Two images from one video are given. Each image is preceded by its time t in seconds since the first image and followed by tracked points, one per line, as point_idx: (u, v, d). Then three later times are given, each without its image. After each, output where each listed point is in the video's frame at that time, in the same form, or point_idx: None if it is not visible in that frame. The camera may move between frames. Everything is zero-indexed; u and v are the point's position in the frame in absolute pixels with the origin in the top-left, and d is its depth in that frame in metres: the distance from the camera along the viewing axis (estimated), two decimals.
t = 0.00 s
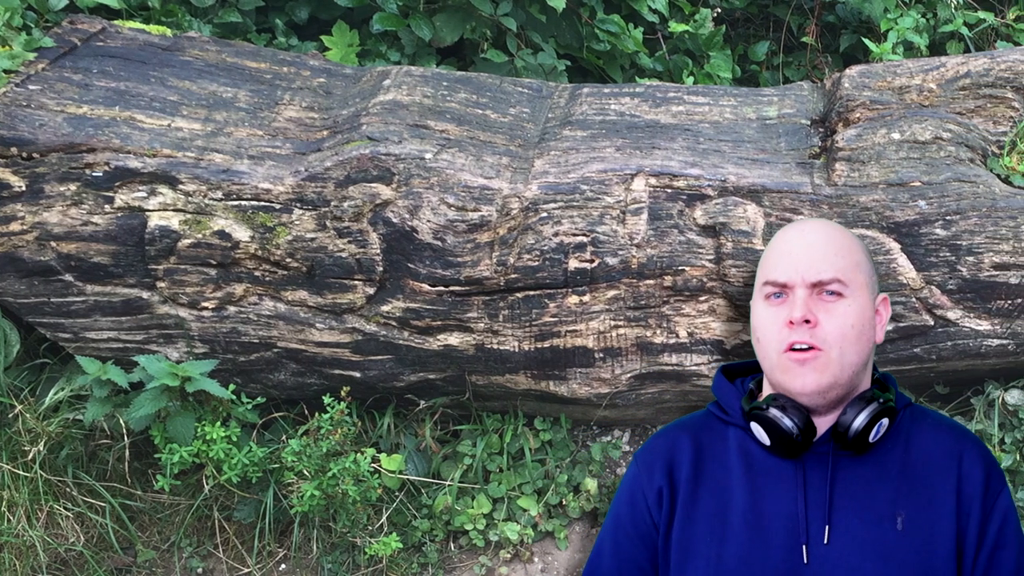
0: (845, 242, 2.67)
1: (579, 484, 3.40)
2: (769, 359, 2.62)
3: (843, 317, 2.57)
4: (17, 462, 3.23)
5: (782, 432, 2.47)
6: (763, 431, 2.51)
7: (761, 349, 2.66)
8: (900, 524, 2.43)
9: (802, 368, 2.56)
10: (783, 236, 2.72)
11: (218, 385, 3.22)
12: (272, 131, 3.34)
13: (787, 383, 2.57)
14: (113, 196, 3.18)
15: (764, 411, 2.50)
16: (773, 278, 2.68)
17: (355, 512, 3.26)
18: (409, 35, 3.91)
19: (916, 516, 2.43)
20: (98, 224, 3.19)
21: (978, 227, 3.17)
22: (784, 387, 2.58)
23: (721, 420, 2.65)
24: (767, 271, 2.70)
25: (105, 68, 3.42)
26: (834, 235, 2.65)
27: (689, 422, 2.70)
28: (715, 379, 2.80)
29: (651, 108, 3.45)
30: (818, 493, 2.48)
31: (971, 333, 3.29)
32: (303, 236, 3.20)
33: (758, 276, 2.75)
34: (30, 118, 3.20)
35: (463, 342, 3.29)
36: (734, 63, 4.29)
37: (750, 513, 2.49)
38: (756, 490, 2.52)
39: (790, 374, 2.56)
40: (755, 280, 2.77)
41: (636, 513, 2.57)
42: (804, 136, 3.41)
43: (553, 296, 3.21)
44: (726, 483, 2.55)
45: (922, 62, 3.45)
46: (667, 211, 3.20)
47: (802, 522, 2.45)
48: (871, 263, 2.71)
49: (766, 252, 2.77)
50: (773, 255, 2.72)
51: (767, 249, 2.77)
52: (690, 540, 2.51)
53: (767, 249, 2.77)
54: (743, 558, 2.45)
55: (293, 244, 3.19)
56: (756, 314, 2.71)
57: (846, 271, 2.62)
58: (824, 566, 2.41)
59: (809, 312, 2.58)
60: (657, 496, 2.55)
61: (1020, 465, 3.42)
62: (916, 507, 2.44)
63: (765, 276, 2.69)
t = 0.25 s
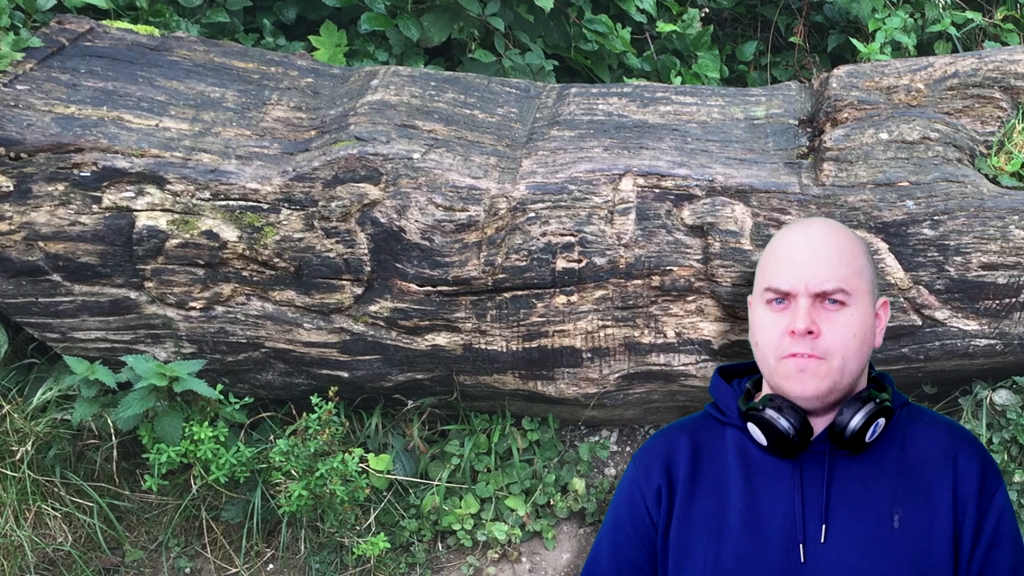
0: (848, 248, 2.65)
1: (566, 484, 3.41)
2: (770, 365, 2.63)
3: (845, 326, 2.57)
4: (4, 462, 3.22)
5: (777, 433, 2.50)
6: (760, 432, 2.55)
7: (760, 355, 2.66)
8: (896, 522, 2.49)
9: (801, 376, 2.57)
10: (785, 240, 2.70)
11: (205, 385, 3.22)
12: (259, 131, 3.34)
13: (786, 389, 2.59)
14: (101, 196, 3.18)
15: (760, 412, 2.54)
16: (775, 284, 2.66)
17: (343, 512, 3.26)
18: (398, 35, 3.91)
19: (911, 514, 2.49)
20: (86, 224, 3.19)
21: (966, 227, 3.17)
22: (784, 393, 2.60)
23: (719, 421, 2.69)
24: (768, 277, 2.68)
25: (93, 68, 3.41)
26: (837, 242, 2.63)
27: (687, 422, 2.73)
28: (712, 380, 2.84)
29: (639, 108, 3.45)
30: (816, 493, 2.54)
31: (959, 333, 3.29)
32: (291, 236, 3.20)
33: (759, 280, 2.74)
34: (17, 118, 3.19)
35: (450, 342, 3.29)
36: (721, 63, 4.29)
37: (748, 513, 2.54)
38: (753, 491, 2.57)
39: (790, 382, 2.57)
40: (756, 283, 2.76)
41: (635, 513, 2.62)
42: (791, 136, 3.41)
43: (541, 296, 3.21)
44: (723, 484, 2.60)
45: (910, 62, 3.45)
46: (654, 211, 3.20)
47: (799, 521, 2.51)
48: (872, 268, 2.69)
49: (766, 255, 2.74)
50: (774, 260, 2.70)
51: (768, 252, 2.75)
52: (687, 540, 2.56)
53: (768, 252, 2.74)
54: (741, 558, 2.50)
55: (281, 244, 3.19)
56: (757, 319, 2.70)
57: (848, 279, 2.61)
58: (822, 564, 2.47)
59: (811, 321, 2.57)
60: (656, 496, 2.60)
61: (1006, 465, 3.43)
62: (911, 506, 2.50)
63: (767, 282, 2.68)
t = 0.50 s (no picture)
0: (849, 253, 2.56)
1: (553, 484, 3.42)
2: (769, 375, 2.55)
3: (846, 335, 2.50)
4: None
5: (775, 436, 2.46)
6: (757, 434, 2.50)
7: (759, 364, 2.59)
8: (895, 522, 2.44)
9: (802, 388, 2.50)
10: (784, 246, 2.60)
11: (193, 385, 3.22)
12: (246, 131, 3.34)
13: (786, 400, 2.52)
14: (88, 196, 3.18)
15: (758, 416, 2.49)
16: (774, 292, 2.57)
17: (330, 512, 3.26)
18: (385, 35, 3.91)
19: (910, 514, 2.45)
20: (73, 224, 3.19)
21: (953, 227, 3.17)
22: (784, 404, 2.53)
23: (716, 422, 2.64)
24: (768, 284, 2.59)
25: (80, 68, 3.41)
26: (838, 249, 2.55)
27: (684, 422, 2.68)
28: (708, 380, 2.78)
29: (626, 108, 3.45)
30: (814, 493, 2.49)
31: (946, 332, 3.28)
32: (278, 236, 3.20)
33: (757, 285, 2.64)
34: (4, 119, 3.19)
35: (437, 342, 3.29)
36: (708, 63, 4.29)
37: (746, 514, 2.49)
38: (750, 491, 2.52)
39: (791, 394, 2.50)
40: (753, 288, 2.67)
41: (632, 514, 2.55)
42: (778, 136, 3.41)
43: (528, 296, 3.21)
44: (721, 485, 2.54)
45: (897, 62, 3.45)
46: (642, 211, 3.20)
47: (797, 522, 2.46)
48: (871, 273, 2.62)
49: (764, 260, 2.65)
50: (773, 266, 2.61)
51: (766, 257, 2.65)
52: (685, 541, 2.50)
53: (765, 257, 2.64)
54: (739, 559, 2.45)
55: (268, 244, 3.19)
56: (755, 326, 2.62)
57: (850, 287, 2.52)
58: (820, 566, 2.42)
59: (813, 333, 2.50)
60: (653, 497, 2.54)
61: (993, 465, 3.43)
62: (910, 506, 2.45)
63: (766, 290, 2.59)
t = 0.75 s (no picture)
0: (849, 260, 2.54)
1: (539, 484, 3.41)
2: (768, 381, 2.56)
3: (845, 343, 2.50)
4: None
5: (770, 436, 2.45)
6: (752, 434, 2.49)
7: (758, 369, 2.58)
8: (891, 520, 2.43)
9: (800, 395, 2.50)
10: (784, 251, 2.57)
11: (179, 385, 3.22)
12: (233, 131, 3.34)
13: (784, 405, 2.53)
14: (74, 196, 3.18)
15: (752, 416, 2.49)
16: (774, 299, 2.55)
17: (316, 512, 3.26)
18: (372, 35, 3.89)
19: (906, 512, 2.43)
20: (59, 224, 3.19)
21: (940, 227, 3.17)
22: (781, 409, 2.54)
23: (713, 422, 2.63)
24: (767, 290, 2.57)
25: (66, 68, 3.41)
26: (839, 256, 2.52)
27: (680, 423, 2.67)
28: (705, 381, 2.78)
29: (612, 108, 3.45)
30: (810, 492, 2.48)
31: (933, 332, 3.28)
32: (264, 236, 3.20)
33: (755, 289, 2.62)
34: None
35: (424, 342, 3.29)
36: (695, 63, 4.28)
37: (743, 513, 2.48)
38: (747, 491, 2.51)
39: (789, 401, 2.51)
40: (751, 292, 2.64)
41: (629, 515, 2.54)
42: (765, 136, 3.41)
43: (514, 296, 3.21)
44: (718, 485, 2.53)
45: (884, 62, 3.45)
46: (628, 211, 3.20)
47: (794, 521, 2.45)
48: (869, 275, 2.60)
49: (763, 264, 2.62)
50: (772, 272, 2.58)
51: (765, 261, 2.61)
52: (682, 542, 2.49)
53: (764, 261, 2.61)
54: (736, 559, 2.44)
55: (254, 244, 3.19)
56: (754, 331, 2.60)
57: (849, 294, 2.51)
58: (817, 565, 2.41)
59: (812, 341, 2.49)
60: (650, 497, 2.52)
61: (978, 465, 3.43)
62: (907, 504, 2.44)
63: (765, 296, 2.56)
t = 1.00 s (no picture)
0: (850, 257, 2.54)
1: (525, 484, 3.41)
2: (768, 378, 2.55)
3: (845, 340, 2.49)
4: None
5: (767, 436, 2.46)
6: (750, 434, 2.50)
7: (757, 366, 2.58)
8: (888, 518, 2.44)
9: (800, 392, 2.50)
10: (784, 248, 2.57)
11: (165, 385, 3.22)
12: (218, 131, 3.34)
13: (783, 402, 2.52)
14: (60, 196, 3.18)
15: (750, 416, 2.49)
16: (774, 296, 2.55)
17: (302, 512, 3.25)
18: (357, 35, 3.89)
19: (903, 510, 2.44)
20: (45, 224, 3.19)
21: (925, 227, 3.17)
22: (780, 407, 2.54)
23: (710, 423, 2.63)
24: (767, 287, 2.57)
25: (52, 68, 3.41)
26: (839, 253, 2.52)
27: (677, 423, 2.67)
28: (703, 383, 2.78)
29: (598, 108, 3.45)
30: (807, 491, 2.48)
31: (918, 332, 3.28)
32: (249, 236, 3.20)
33: (755, 287, 2.62)
34: None
35: (409, 342, 3.29)
36: (681, 63, 4.28)
37: (741, 513, 2.48)
38: (745, 491, 2.51)
39: (788, 398, 2.51)
40: (751, 289, 2.64)
41: (628, 515, 2.53)
42: (750, 136, 3.41)
43: (500, 296, 3.21)
44: (716, 485, 2.53)
45: (869, 62, 3.45)
46: (614, 211, 3.20)
47: (792, 520, 2.45)
48: (869, 273, 2.60)
49: (763, 262, 2.62)
50: (773, 269, 2.58)
51: (765, 258, 2.61)
52: (681, 542, 2.48)
53: (765, 258, 2.61)
54: (735, 559, 2.44)
55: (240, 244, 3.19)
56: (753, 328, 2.60)
57: (850, 291, 2.51)
58: (815, 564, 2.42)
59: (812, 338, 2.48)
60: (649, 497, 2.52)
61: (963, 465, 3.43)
62: (904, 503, 2.44)
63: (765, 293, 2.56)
